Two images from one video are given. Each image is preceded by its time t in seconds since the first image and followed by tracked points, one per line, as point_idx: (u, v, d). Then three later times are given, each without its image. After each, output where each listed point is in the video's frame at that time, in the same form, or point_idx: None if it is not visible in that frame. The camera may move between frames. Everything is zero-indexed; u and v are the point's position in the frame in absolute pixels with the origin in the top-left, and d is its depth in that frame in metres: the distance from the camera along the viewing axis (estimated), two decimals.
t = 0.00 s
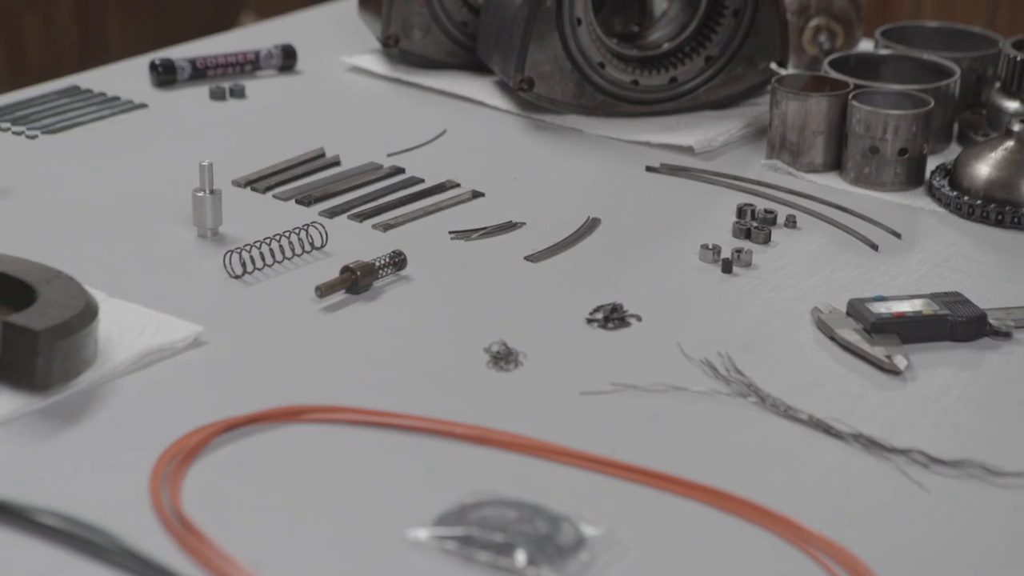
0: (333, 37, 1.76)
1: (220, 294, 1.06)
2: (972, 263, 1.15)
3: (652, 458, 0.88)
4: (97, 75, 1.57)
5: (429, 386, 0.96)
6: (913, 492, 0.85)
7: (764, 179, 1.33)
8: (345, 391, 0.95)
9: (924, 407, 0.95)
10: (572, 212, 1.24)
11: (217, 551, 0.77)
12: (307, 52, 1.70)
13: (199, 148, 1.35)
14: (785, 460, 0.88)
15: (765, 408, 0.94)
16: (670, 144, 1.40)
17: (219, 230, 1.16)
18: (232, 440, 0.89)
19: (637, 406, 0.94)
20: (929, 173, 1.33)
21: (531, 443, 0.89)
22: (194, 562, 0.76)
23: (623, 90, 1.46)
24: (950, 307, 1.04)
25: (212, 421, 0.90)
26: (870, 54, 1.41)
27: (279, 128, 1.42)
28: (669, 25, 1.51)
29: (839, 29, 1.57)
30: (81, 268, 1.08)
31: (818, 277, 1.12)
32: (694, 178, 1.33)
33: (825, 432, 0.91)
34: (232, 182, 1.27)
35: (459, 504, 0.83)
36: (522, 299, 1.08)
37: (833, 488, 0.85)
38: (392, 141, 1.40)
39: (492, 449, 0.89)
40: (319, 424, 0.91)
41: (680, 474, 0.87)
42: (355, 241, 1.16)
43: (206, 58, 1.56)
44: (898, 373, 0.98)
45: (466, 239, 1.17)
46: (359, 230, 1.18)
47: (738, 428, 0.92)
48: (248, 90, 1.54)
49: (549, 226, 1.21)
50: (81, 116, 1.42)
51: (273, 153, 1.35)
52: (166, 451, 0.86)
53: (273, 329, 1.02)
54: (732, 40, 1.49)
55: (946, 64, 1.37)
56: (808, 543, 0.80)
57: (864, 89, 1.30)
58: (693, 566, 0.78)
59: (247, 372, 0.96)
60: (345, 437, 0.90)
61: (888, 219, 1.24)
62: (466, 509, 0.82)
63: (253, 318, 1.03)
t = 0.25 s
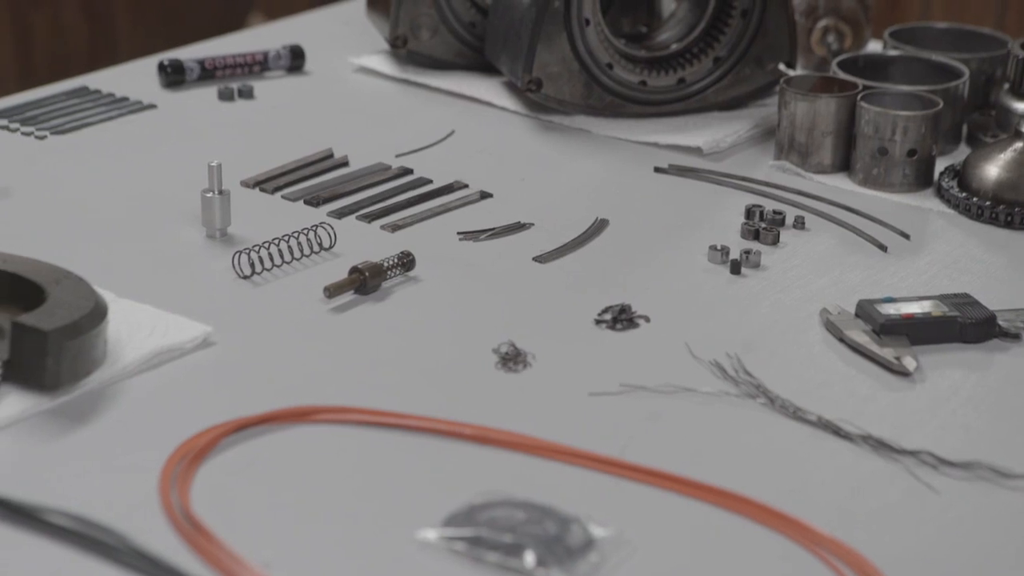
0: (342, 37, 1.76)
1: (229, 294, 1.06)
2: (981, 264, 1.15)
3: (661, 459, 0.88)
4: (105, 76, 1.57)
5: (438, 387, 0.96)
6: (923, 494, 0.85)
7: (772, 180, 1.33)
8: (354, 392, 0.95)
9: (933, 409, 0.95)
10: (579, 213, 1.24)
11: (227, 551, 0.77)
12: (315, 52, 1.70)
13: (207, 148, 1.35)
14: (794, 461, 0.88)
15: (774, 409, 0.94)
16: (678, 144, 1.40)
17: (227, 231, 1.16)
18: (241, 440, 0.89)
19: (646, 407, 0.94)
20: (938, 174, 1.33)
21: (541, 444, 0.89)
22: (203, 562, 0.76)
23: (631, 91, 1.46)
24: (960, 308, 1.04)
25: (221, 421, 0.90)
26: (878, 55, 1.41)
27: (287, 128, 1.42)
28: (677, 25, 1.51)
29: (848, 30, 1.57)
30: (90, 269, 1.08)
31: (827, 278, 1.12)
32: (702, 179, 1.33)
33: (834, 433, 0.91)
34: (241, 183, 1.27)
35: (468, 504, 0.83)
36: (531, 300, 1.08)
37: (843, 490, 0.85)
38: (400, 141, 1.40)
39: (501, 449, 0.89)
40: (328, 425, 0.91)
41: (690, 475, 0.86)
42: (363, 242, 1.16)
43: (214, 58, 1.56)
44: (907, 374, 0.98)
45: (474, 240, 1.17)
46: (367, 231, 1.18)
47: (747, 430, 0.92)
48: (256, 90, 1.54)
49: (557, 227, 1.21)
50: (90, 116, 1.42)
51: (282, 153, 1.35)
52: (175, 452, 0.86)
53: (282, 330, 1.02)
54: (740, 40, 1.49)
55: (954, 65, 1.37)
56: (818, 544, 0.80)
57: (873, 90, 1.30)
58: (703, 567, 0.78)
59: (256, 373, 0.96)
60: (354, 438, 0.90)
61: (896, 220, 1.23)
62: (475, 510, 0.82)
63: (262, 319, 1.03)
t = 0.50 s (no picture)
0: (355, 38, 1.77)
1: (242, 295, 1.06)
2: (994, 266, 1.14)
3: (675, 460, 0.88)
4: (119, 76, 1.58)
5: (451, 388, 0.96)
6: (937, 496, 0.85)
7: (785, 181, 1.33)
8: (368, 393, 0.95)
9: (948, 411, 0.94)
10: (592, 214, 1.24)
11: (240, 551, 0.77)
12: (328, 53, 1.70)
13: (221, 149, 1.35)
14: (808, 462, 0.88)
15: (788, 411, 0.94)
16: (691, 145, 1.40)
17: (241, 231, 1.16)
18: (255, 440, 0.89)
19: (660, 408, 0.94)
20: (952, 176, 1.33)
21: (555, 445, 0.89)
22: (217, 562, 0.76)
23: (644, 92, 1.46)
24: (973, 310, 1.04)
25: (235, 421, 0.90)
26: (892, 56, 1.41)
27: (300, 129, 1.42)
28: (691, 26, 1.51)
29: (861, 31, 1.57)
30: (104, 269, 1.08)
31: (841, 280, 1.12)
32: (715, 180, 1.33)
33: (848, 435, 0.91)
34: (254, 183, 1.27)
35: (481, 505, 0.83)
36: (544, 301, 1.08)
37: (857, 492, 0.85)
38: (413, 142, 1.40)
39: (515, 450, 0.89)
40: (342, 425, 0.91)
41: (703, 476, 0.86)
42: (376, 242, 1.16)
43: (228, 59, 1.56)
44: (921, 376, 0.98)
45: (488, 241, 1.17)
46: (381, 232, 1.18)
47: (761, 431, 0.92)
48: (269, 91, 1.54)
49: (569, 228, 1.21)
50: (104, 116, 1.42)
51: (295, 154, 1.35)
52: (189, 452, 0.86)
53: (295, 330, 1.02)
54: (754, 41, 1.49)
55: (968, 66, 1.36)
56: (831, 546, 0.79)
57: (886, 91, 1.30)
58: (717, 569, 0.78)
59: (269, 373, 0.96)
60: (368, 439, 0.90)
61: (910, 222, 1.23)
62: (488, 511, 0.82)
63: (276, 319, 1.03)
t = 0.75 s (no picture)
0: (370, 39, 1.77)
1: (259, 296, 1.07)
2: (1011, 269, 1.14)
3: (692, 462, 0.88)
4: (135, 78, 1.58)
5: (468, 389, 0.96)
6: (955, 499, 0.85)
7: (802, 184, 1.33)
8: (385, 394, 0.95)
9: (965, 414, 0.94)
10: (607, 216, 1.24)
11: (257, 552, 0.77)
12: (344, 54, 1.70)
13: (237, 150, 1.35)
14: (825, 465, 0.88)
15: (805, 413, 0.94)
16: (707, 147, 1.40)
17: (257, 232, 1.16)
18: (272, 441, 0.89)
19: (677, 411, 0.94)
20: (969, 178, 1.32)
21: (572, 447, 0.89)
22: (234, 563, 0.77)
23: (660, 93, 1.46)
24: (991, 313, 1.03)
25: (252, 422, 0.90)
26: (909, 58, 1.41)
27: (316, 130, 1.42)
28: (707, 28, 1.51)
29: (877, 33, 1.57)
30: (122, 270, 1.08)
31: (857, 282, 1.12)
32: (731, 182, 1.33)
33: (865, 438, 0.91)
34: (271, 185, 1.27)
35: (498, 507, 0.83)
36: (560, 303, 1.08)
37: (874, 495, 0.85)
38: (429, 144, 1.40)
39: (532, 452, 0.89)
40: (359, 426, 0.91)
41: (720, 478, 0.86)
42: (393, 244, 1.16)
43: (244, 61, 1.56)
44: (938, 379, 0.98)
45: (503, 242, 1.17)
46: (397, 233, 1.19)
47: (778, 433, 0.91)
48: (286, 92, 1.54)
49: (585, 230, 1.21)
50: (121, 117, 1.43)
51: (312, 155, 1.35)
52: (206, 452, 0.86)
53: (312, 332, 1.02)
54: (770, 42, 1.48)
55: (986, 68, 1.36)
56: (848, 548, 0.79)
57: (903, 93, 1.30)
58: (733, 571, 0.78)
59: (286, 374, 0.97)
60: (385, 440, 0.90)
61: (926, 224, 1.23)
62: (504, 512, 0.82)
63: (293, 321, 1.03)
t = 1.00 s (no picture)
0: (392, 40, 1.77)
1: (281, 296, 1.07)
2: None
3: (714, 464, 0.88)
4: (158, 78, 1.59)
5: (490, 390, 0.96)
6: (978, 503, 0.84)
7: (824, 186, 1.32)
8: (407, 395, 0.95)
9: (990, 417, 0.94)
10: (628, 217, 1.24)
11: (280, 551, 0.77)
12: (366, 55, 1.71)
13: (259, 150, 1.36)
14: (847, 467, 0.88)
15: (827, 416, 0.94)
16: (729, 149, 1.40)
17: (280, 233, 1.16)
18: (295, 441, 0.89)
19: (699, 412, 0.94)
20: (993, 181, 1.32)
21: (595, 449, 0.88)
22: (256, 562, 0.77)
23: (682, 95, 1.46)
24: (1014, 316, 1.03)
25: (274, 422, 0.91)
26: (932, 60, 1.41)
27: (338, 131, 1.42)
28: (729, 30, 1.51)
29: (901, 35, 1.56)
30: (145, 270, 1.09)
31: (880, 284, 1.12)
32: (752, 184, 1.32)
33: (888, 441, 0.91)
34: (293, 185, 1.27)
35: (520, 508, 0.83)
36: (582, 304, 1.08)
37: (897, 498, 0.85)
38: (450, 145, 1.40)
39: (554, 453, 0.89)
40: (381, 427, 0.91)
41: (742, 481, 0.86)
42: (414, 245, 1.16)
43: (267, 62, 1.57)
44: (962, 382, 0.98)
45: (525, 244, 1.17)
46: (419, 234, 1.19)
47: (801, 436, 0.91)
48: (308, 93, 1.55)
49: (606, 231, 1.21)
50: (144, 118, 1.43)
51: (334, 156, 1.35)
52: (229, 452, 0.87)
53: (335, 332, 1.02)
54: (793, 44, 1.48)
55: (1010, 70, 1.36)
56: (871, 551, 0.79)
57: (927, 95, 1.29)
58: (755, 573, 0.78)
59: (309, 374, 0.97)
60: (408, 440, 0.90)
61: (949, 227, 1.23)
62: (525, 513, 0.82)
63: (315, 321, 1.04)
